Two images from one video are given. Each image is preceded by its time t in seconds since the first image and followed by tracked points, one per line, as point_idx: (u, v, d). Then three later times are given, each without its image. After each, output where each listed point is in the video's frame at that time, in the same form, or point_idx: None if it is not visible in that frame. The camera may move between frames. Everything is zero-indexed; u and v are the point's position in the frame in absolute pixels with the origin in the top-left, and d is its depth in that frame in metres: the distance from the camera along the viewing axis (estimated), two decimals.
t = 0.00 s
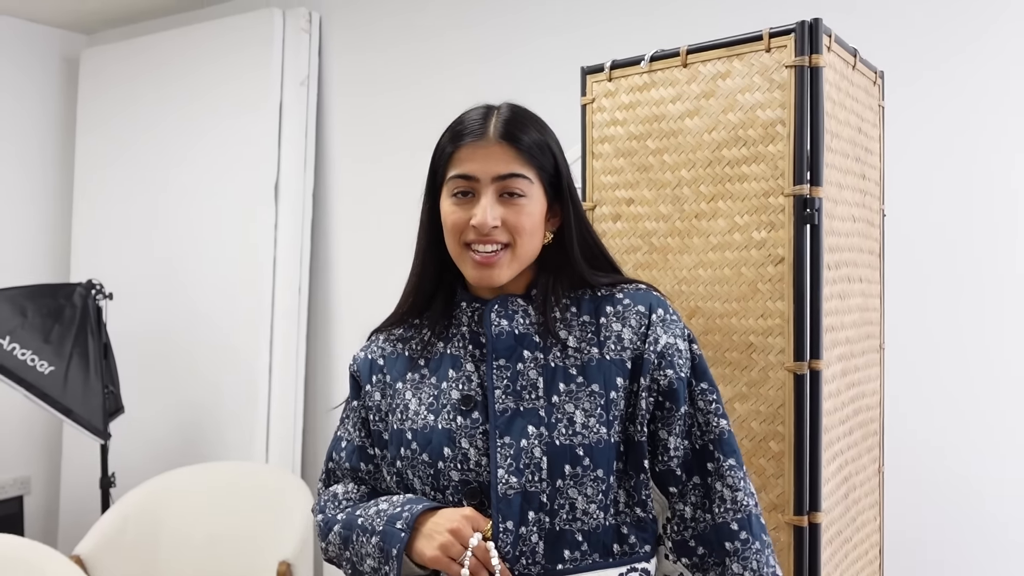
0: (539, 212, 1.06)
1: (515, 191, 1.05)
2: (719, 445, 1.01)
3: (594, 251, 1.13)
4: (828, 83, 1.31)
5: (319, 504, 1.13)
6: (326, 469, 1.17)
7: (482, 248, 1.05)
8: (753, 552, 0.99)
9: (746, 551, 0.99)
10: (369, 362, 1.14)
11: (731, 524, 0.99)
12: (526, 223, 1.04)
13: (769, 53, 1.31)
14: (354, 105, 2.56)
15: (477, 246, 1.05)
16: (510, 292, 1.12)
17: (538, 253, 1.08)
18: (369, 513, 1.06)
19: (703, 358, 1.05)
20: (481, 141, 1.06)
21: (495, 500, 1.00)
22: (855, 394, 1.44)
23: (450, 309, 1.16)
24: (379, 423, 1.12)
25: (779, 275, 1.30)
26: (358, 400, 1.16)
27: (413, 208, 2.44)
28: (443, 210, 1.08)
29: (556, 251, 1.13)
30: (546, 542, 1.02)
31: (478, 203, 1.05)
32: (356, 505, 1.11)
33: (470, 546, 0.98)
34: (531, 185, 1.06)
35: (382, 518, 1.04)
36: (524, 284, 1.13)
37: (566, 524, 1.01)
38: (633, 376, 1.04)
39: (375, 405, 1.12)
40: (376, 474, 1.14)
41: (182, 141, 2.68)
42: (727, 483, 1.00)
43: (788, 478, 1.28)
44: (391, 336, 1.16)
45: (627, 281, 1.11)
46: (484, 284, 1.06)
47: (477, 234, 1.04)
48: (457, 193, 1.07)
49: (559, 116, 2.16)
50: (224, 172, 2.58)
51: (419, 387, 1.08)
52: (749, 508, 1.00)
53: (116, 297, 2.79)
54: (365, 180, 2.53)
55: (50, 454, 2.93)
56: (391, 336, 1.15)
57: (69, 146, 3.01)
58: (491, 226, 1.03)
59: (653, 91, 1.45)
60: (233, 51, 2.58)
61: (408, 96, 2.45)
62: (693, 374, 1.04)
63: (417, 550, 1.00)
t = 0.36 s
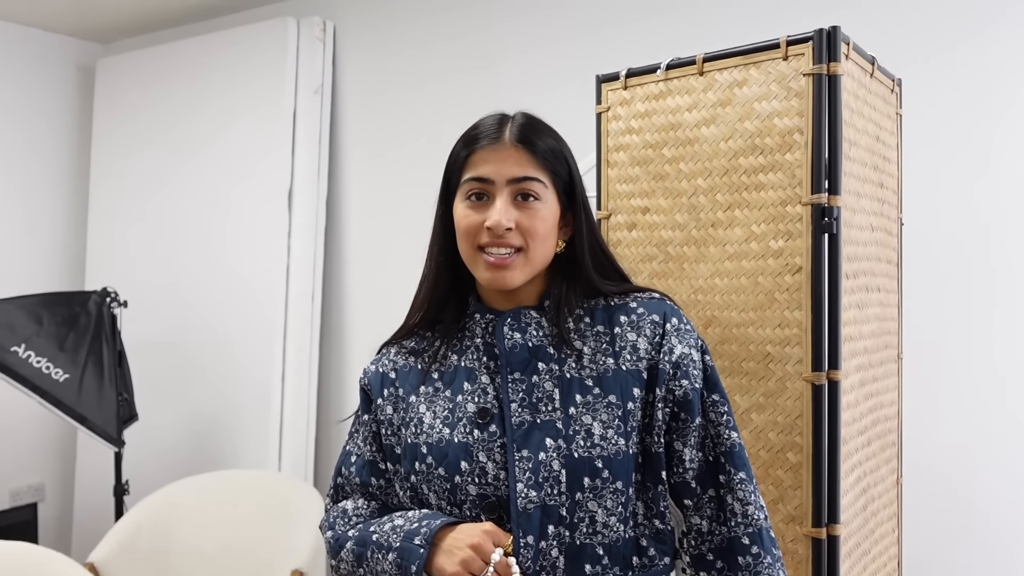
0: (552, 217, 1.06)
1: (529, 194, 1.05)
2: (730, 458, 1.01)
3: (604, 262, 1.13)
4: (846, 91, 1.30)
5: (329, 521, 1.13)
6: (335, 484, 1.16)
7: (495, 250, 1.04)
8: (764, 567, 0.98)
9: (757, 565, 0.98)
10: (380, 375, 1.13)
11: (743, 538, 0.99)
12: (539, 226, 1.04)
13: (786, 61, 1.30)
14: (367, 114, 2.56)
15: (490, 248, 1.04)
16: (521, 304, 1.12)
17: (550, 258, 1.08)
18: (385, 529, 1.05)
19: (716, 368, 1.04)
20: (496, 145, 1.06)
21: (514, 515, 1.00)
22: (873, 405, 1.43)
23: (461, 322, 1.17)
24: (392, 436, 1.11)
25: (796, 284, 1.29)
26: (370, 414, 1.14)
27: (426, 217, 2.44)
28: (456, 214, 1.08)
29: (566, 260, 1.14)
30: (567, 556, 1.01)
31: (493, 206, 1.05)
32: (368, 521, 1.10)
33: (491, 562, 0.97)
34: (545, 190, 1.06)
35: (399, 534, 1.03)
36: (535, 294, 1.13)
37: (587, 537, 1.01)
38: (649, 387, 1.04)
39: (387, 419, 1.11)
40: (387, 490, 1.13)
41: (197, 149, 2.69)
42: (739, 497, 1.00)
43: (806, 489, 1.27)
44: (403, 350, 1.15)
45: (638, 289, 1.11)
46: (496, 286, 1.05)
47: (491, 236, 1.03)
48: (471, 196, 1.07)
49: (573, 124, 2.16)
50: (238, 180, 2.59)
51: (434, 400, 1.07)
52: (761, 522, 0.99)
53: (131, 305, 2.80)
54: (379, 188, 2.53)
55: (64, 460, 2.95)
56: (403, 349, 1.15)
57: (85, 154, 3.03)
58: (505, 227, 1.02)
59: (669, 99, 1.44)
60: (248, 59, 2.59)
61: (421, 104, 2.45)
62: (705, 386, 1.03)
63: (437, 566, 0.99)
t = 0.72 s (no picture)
0: (557, 230, 1.05)
1: (534, 209, 1.04)
2: (736, 464, 0.98)
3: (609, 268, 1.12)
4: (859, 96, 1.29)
5: (337, 531, 1.12)
6: (343, 493, 1.15)
7: (501, 267, 1.04)
8: None
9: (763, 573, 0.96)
10: (386, 385, 1.12)
11: (748, 546, 0.96)
12: (544, 241, 1.04)
13: (799, 66, 1.29)
14: (378, 121, 2.56)
15: (496, 265, 1.03)
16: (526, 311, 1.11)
17: (555, 271, 1.07)
18: (390, 541, 1.04)
19: (723, 374, 1.02)
20: (500, 156, 1.05)
21: (520, 525, 0.99)
22: (888, 413, 1.41)
23: (466, 328, 1.16)
24: (398, 446, 1.10)
25: (810, 291, 1.28)
26: (375, 424, 1.14)
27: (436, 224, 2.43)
28: (461, 229, 1.07)
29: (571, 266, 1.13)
30: (574, 566, 1.00)
31: (498, 221, 1.04)
32: (374, 532, 1.08)
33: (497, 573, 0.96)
34: (550, 204, 1.05)
35: (405, 545, 1.02)
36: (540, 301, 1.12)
37: (594, 547, 1.00)
38: (655, 394, 1.03)
39: (393, 429, 1.10)
40: (394, 499, 1.12)
41: (209, 156, 2.69)
42: (744, 504, 0.97)
43: (821, 499, 1.25)
44: (407, 359, 1.15)
45: (645, 295, 1.10)
46: (502, 302, 1.05)
47: (497, 253, 1.03)
48: (475, 211, 1.06)
49: (584, 131, 2.15)
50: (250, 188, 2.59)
51: (439, 409, 1.07)
52: (768, 530, 0.97)
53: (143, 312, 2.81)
54: (390, 195, 2.53)
55: (76, 466, 2.96)
56: (408, 359, 1.15)
57: (98, 162, 3.04)
58: (512, 245, 1.01)
59: (680, 105, 1.44)
60: (260, 67, 2.59)
61: (431, 111, 2.45)
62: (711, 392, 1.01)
63: None
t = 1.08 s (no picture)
0: (554, 208, 1.07)
1: (529, 185, 1.07)
2: (746, 467, 1.00)
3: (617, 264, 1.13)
4: (873, 100, 1.29)
5: (343, 535, 1.13)
6: (348, 497, 1.16)
7: (496, 241, 1.06)
8: None
9: None
10: (392, 389, 1.12)
11: (759, 549, 0.98)
12: (539, 214, 1.06)
13: (813, 70, 1.29)
14: (391, 126, 2.57)
15: (490, 238, 1.05)
16: (532, 315, 1.11)
17: (555, 251, 1.08)
18: (399, 546, 1.05)
19: (731, 377, 1.03)
20: (497, 143, 1.11)
21: (530, 531, 0.99)
22: (902, 417, 1.40)
23: (472, 329, 1.16)
24: (404, 450, 1.10)
25: (824, 295, 1.27)
26: (381, 427, 1.14)
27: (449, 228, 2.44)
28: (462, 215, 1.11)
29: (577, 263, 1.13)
30: (584, 571, 1.00)
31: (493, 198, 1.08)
32: (381, 536, 1.09)
33: None
34: (546, 181, 1.08)
35: (413, 551, 1.03)
36: (546, 300, 1.11)
37: (604, 552, 0.99)
38: (664, 397, 1.03)
39: (399, 433, 1.10)
40: (400, 504, 1.12)
41: (222, 160, 2.71)
42: (753, 507, 0.99)
43: (835, 503, 1.25)
44: (413, 362, 1.15)
45: (653, 296, 1.10)
46: (498, 276, 1.05)
47: (491, 225, 1.05)
48: (474, 195, 1.10)
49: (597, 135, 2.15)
50: (263, 192, 2.60)
51: (446, 414, 1.07)
52: (777, 533, 0.98)
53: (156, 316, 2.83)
54: (402, 200, 2.54)
55: (90, 469, 2.97)
56: (413, 362, 1.15)
57: (112, 166, 3.06)
58: (503, 213, 1.04)
59: (693, 109, 1.43)
60: (273, 72, 2.61)
61: (444, 115, 2.45)
62: (719, 395, 1.02)
63: None
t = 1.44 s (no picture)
0: (554, 203, 1.07)
1: (525, 184, 1.07)
2: (764, 468, 0.99)
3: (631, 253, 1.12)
4: (883, 100, 1.28)
5: (360, 526, 1.14)
6: (367, 490, 1.18)
7: (502, 246, 1.06)
8: None
9: None
10: (411, 382, 1.16)
11: (776, 551, 0.97)
12: (539, 213, 1.05)
13: (822, 69, 1.28)
14: (400, 127, 2.57)
15: (495, 245, 1.06)
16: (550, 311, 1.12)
17: (563, 246, 1.08)
18: (407, 533, 1.05)
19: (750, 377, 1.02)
20: (494, 148, 1.11)
21: (536, 520, 1.00)
22: (913, 419, 1.39)
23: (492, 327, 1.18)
24: (420, 442, 1.13)
25: (833, 296, 1.27)
26: (400, 421, 1.17)
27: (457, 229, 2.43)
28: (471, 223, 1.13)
29: (590, 254, 1.13)
30: (590, 564, 1.00)
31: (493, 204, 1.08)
32: (395, 526, 1.11)
33: (509, 567, 0.97)
34: (541, 177, 1.07)
35: (421, 537, 1.03)
36: (564, 294, 1.12)
37: (610, 546, 0.99)
38: (679, 395, 1.02)
39: (416, 425, 1.13)
40: (416, 496, 1.15)
41: (232, 161, 2.71)
42: (771, 508, 0.98)
43: (844, 506, 1.24)
44: (433, 357, 1.18)
45: (668, 295, 1.09)
46: (508, 280, 1.06)
47: (492, 232, 1.06)
48: (478, 204, 1.12)
49: (605, 136, 2.15)
50: (272, 193, 2.61)
51: (460, 406, 1.09)
52: (794, 535, 0.98)
53: (166, 317, 2.83)
54: (411, 201, 2.54)
55: (100, 469, 2.99)
56: (435, 355, 1.18)
57: (122, 168, 3.07)
58: (501, 219, 1.05)
59: (702, 109, 1.43)
60: (282, 74, 2.61)
61: (452, 117, 2.45)
62: (736, 394, 1.01)
63: (455, 570, 0.99)
